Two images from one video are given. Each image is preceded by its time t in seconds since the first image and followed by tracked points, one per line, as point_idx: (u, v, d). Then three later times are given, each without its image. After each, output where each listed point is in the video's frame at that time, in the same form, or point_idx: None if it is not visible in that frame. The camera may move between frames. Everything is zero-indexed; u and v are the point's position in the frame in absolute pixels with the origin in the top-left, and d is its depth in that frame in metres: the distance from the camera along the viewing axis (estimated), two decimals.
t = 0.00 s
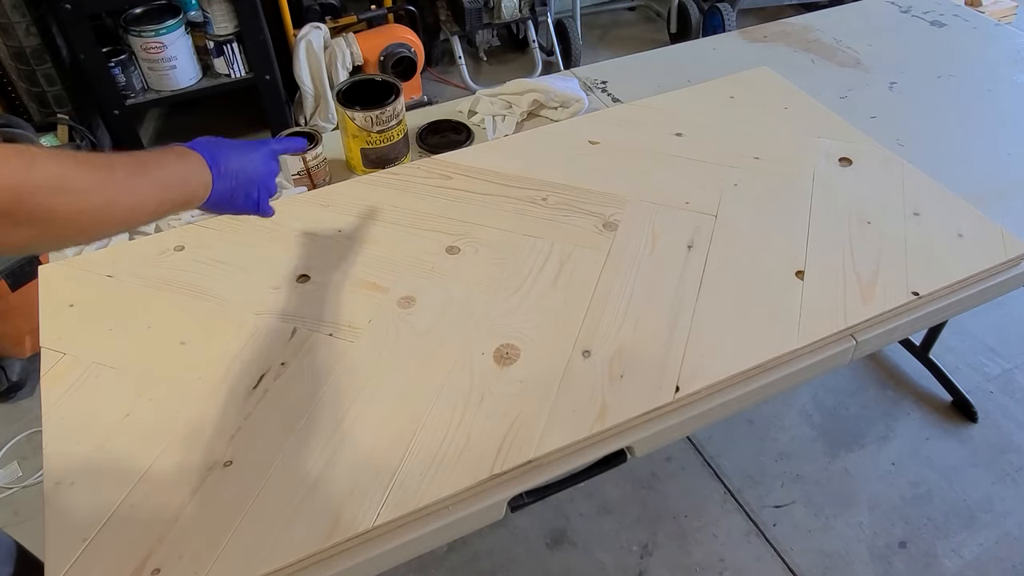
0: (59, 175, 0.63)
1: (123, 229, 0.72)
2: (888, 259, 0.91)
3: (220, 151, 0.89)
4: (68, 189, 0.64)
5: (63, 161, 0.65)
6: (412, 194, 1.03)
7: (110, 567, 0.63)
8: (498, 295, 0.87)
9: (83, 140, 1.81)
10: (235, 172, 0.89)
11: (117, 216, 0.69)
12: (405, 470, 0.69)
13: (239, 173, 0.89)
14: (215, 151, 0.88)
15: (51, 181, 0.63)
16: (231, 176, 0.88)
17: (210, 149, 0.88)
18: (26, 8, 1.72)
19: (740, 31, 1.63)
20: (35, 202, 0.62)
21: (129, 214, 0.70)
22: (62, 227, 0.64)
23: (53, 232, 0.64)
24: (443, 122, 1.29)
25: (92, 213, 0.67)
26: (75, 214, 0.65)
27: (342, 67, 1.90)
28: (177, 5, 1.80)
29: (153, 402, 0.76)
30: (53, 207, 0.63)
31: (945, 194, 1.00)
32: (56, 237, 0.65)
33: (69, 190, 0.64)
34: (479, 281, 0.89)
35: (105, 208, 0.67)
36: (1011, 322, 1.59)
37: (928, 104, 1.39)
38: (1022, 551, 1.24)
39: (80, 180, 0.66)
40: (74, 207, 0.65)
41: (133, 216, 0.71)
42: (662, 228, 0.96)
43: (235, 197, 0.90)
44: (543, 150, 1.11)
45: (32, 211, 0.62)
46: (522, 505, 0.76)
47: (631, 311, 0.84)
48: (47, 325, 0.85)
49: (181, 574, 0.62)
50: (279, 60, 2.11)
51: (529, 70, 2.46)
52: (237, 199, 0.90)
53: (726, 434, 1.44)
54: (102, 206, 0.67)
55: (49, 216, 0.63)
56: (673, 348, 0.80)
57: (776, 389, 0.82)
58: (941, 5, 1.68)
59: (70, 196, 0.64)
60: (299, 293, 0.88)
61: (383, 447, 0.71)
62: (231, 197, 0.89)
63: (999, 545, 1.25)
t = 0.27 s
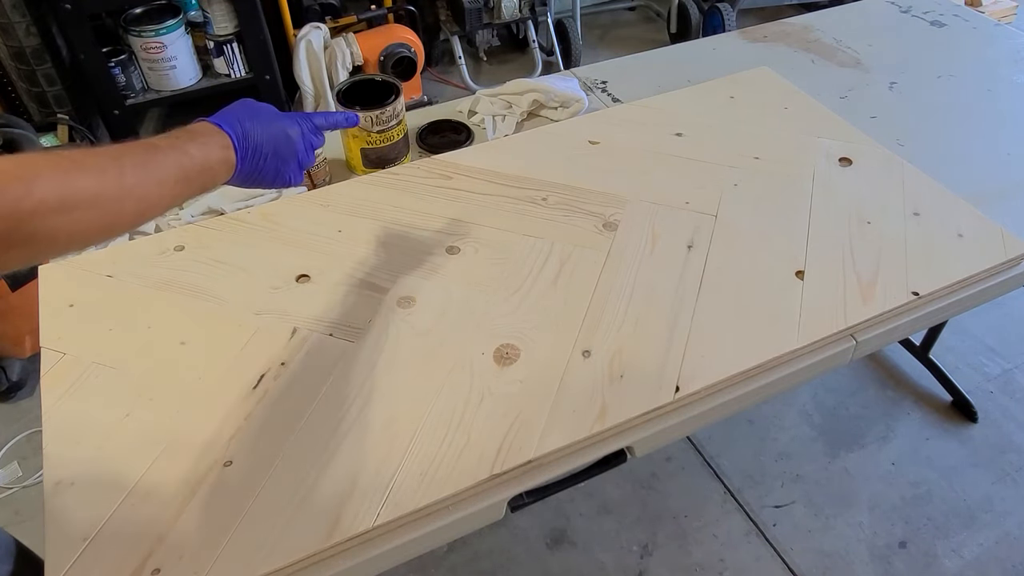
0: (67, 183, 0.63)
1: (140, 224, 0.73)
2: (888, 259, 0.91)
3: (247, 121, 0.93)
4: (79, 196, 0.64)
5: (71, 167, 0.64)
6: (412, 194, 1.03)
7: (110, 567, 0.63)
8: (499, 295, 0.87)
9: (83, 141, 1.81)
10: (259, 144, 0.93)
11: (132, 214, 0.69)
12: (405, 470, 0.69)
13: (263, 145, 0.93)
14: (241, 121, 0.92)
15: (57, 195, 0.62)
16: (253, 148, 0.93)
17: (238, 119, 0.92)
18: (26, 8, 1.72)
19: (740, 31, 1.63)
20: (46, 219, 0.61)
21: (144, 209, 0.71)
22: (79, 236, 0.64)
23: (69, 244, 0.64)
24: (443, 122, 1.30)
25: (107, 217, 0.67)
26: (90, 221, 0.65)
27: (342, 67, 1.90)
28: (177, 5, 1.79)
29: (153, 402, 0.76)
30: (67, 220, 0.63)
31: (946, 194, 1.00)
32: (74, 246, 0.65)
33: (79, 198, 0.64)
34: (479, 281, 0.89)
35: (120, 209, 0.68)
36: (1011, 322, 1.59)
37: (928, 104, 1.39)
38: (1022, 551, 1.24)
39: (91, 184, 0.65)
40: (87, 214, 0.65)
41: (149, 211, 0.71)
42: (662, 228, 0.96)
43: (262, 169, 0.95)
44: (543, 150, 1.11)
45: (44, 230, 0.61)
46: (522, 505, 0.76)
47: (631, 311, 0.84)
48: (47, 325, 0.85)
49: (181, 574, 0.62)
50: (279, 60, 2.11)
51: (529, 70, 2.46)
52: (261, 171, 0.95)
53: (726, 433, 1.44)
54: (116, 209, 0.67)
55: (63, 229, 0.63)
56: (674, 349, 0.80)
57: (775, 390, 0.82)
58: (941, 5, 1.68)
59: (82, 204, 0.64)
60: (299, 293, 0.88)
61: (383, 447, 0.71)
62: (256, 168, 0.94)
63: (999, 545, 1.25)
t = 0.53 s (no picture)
0: (56, 188, 0.62)
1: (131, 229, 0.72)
2: (888, 259, 0.91)
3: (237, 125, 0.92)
4: (69, 202, 0.63)
5: (60, 172, 0.63)
6: (412, 194, 1.03)
7: (110, 568, 0.63)
8: (499, 295, 0.87)
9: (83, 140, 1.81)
10: (250, 148, 0.92)
11: (123, 220, 0.68)
12: (405, 470, 0.69)
13: (254, 148, 0.93)
14: (231, 125, 0.91)
15: (47, 201, 0.61)
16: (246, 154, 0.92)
17: (227, 123, 0.91)
18: (26, 8, 1.72)
19: (741, 31, 1.63)
20: (36, 225, 0.60)
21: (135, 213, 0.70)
22: (70, 244, 0.63)
23: (60, 251, 0.63)
24: (443, 122, 1.30)
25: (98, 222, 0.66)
26: (81, 228, 0.64)
27: (342, 67, 1.90)
28: (177, 5, 1.79)
29: (154, 402, 0.76)
30: (58, 226, 0.62)
31: (946, 194, 1.00)
32: (64, 253, 0.64)
33: (69, 204, 0.63)
34: (479, 281, 0.89)
35: (111, 214, 0.67)
36: (1010, 322, 1.59)
37: (928, 104, 1.39)
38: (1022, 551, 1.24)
39: (81, 189, 0.64)
40: (78, 220, 0.64)
41: (140, 216, 0.70)
42: (662, 228, 0.96)
43: (253, 173, 0.95)
44: (543, 150, 1.11)
45: (33, 236, 0.60)
46: (522, 505, 0.76)
47: (631, 311, 0.84)
48: (47, 325, 0.85)
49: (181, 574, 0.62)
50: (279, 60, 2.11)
51: (529, 70, 2.46)
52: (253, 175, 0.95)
53: (726, 433, 1.44)
54: (107, 214, 0.66)
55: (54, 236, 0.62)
56: (674, 349, 0.80)
57: (775, 389, 0.82)
58: (941, 5, 1.68)
59: (72, 209, 0.63)
60: (299, 293, 0.88)
61: (383, 447, 0.71)
62: (248, 173, 0.94)
63: (999, 545, 1.25)
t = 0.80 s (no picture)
0: (57, 183, 0.63)
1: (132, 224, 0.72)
2: (888, 259, 0.91)
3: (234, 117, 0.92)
4: (69, 198, 0.64)
5: (62, 167, 0.64)
6: (412, 194, 1.03)
7: (110, 568, 0.63)
8: (499, 295, 0.87)
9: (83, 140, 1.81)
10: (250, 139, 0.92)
11: (124, 215, 0.69)
12: (405, 470, 0.69)
13: (254, 139, 0.92)
14: (227, 117, 0.91)
15: (48, 196, 0.62)
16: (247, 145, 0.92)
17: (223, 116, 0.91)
18: (26, 8, 1.72)
19: (740, 31, 1.63)
20: (37, 220, 0.61)
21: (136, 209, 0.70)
22: (69, 237, 0.64)
23: (62, 244, 0.64)
24: (443, 122, 1.30)
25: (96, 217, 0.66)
26: (81, 223, 0.65)
27: (342, 68, 1.90)
28: (177, 5, 1.79)
29: (153, 402, 0.76)
30: (58, 220, 0.63)
31: (946, 194, 1.00)
32: (62, 247, 0.65)
33: (70, 199, 0.64)
34: (479, 281, 0.89)
35: (112, 209, 0.67)
36: (1011, 322, 1.59)
37: (928, 104, 1.39)
38: (1022, 551, 1.24)
39: (82, 184, 0.65)
40: (77, 215, 0.64)
41: (141, 212, 0.71)
42: (662, 228, 0.96)
43: (256, 165, 0.94)
44: (543, 150, 1.11)
45: (35, 230, 0.61)
46: (522, 505, 0.76)
47: (631, 311, 0.84)
48: (46, 325, 0.85)
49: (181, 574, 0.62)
50: (279, 60, 2.11)
51: (529, 70, 2.46)
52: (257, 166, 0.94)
53: (726, 433, 1.44)
54: (108, 209, 0.67)
55: (53, 232, 0.63)
56: (674, 349, 0.80)
57: (775, 389, 0.82)
58: (941, 4, 1.68)
59: (73, 204, 0.64)
60: (299, 293, 0.88)
61: (383, 447, 0.71)
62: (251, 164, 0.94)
63: (999, 545, 1.25)
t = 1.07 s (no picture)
0: (59, 184, 0.58)
1: (130, 235, 0.66)
2: (888, 259, 0.91)
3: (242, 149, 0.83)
4: (68, 198, 0.59)
5: (65, 167, 0.59)
6: (412, 194, 1.03)
7: (110, 568, 0.63)
8: (499, 295, 0.87)
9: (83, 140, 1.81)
10: (254, 173, 0.84)
11: (122, 224, 0.63)
12: (405, 470, 0.69)
13: (258, 174, 0.84)
14: (237, 147, 0.82)
15: (50, 193, 0.57)
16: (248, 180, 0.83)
17: (233, 145, 0.82)
18: (26, 8, 1.72)
19: (741, 31, 1.63)
20: (37, 216, 0.57)
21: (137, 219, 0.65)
22: (69, 240, 0.60)
23: (60, 246, 0.60)
24: (443, 122, 1.30)
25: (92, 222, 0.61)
26: (75, 225, 0.59)
27: (342, 68, 1.90)
28: (177, 5, 1.79)
29: (153, 402, 0.76)
30: (60, 219, 0.58)
31: (946, 194, 1.00)
32: (53, 249, 0.60)
33: (68, 201, 0.59)
34: (479, 281, 0.89)
35: (113, 215, 0.62)
36: (1011, 322, 1.59)
37: (928, 104, 1.39)
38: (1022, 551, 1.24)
39: (83, 187, 0.60)
40: (72, 218, 0.59)
41: (140, 222, 0.65)
42: (662, 228, 0.96)
43: (245, 204, 0.86)
44: (543, 150, 1.11)
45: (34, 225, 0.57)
46: (522, 505, 0.76)
47: (631, 311, 0.84)
48: (46, 325, 0.85)
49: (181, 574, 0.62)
50: (279, 60, 2.11)
51: (529, 70, 2.46)
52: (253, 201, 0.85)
53: (726, 433, 1.44)
54: (110, 215, 0.62)
55: (44, 230, 0.58)
56: (674, 349, 0.80)
57: (775, 389, 0.82)
58: (941, 4, 1.68)
59: (70, 206, 0.59)
60: (299, 293, 0.88)
61: (383, 447, 0.71)
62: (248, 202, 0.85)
63: (999, 545, 1.25)
